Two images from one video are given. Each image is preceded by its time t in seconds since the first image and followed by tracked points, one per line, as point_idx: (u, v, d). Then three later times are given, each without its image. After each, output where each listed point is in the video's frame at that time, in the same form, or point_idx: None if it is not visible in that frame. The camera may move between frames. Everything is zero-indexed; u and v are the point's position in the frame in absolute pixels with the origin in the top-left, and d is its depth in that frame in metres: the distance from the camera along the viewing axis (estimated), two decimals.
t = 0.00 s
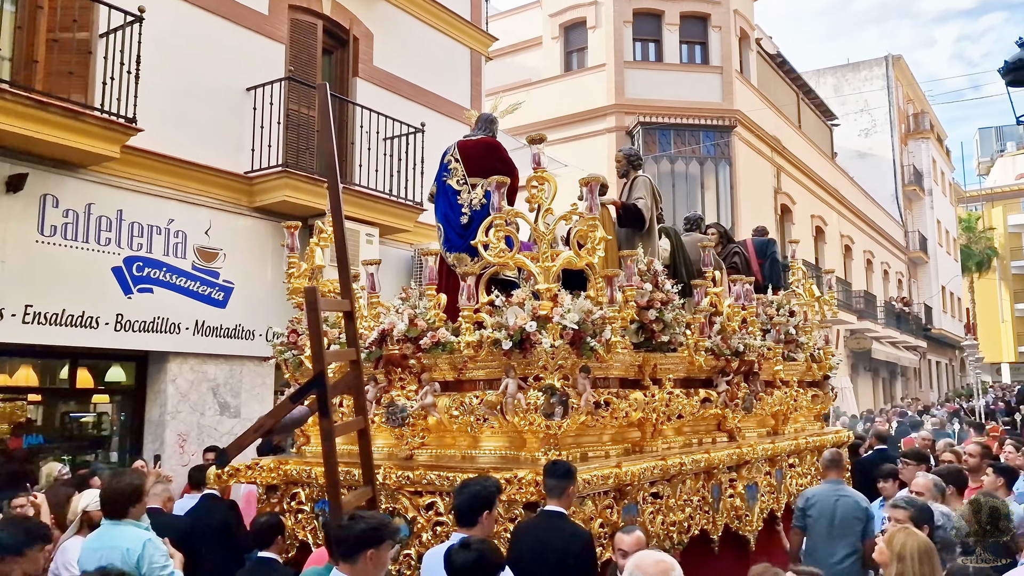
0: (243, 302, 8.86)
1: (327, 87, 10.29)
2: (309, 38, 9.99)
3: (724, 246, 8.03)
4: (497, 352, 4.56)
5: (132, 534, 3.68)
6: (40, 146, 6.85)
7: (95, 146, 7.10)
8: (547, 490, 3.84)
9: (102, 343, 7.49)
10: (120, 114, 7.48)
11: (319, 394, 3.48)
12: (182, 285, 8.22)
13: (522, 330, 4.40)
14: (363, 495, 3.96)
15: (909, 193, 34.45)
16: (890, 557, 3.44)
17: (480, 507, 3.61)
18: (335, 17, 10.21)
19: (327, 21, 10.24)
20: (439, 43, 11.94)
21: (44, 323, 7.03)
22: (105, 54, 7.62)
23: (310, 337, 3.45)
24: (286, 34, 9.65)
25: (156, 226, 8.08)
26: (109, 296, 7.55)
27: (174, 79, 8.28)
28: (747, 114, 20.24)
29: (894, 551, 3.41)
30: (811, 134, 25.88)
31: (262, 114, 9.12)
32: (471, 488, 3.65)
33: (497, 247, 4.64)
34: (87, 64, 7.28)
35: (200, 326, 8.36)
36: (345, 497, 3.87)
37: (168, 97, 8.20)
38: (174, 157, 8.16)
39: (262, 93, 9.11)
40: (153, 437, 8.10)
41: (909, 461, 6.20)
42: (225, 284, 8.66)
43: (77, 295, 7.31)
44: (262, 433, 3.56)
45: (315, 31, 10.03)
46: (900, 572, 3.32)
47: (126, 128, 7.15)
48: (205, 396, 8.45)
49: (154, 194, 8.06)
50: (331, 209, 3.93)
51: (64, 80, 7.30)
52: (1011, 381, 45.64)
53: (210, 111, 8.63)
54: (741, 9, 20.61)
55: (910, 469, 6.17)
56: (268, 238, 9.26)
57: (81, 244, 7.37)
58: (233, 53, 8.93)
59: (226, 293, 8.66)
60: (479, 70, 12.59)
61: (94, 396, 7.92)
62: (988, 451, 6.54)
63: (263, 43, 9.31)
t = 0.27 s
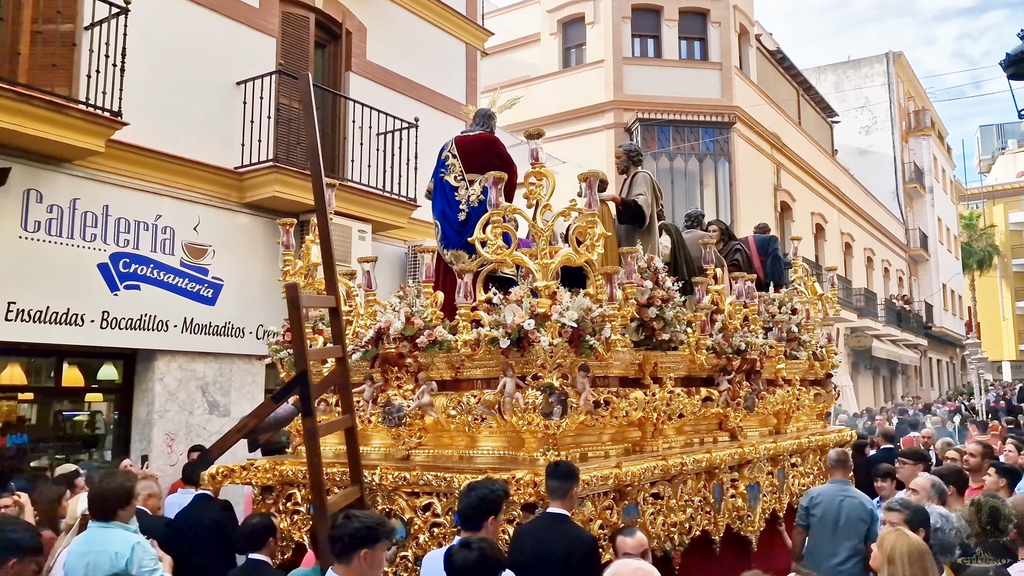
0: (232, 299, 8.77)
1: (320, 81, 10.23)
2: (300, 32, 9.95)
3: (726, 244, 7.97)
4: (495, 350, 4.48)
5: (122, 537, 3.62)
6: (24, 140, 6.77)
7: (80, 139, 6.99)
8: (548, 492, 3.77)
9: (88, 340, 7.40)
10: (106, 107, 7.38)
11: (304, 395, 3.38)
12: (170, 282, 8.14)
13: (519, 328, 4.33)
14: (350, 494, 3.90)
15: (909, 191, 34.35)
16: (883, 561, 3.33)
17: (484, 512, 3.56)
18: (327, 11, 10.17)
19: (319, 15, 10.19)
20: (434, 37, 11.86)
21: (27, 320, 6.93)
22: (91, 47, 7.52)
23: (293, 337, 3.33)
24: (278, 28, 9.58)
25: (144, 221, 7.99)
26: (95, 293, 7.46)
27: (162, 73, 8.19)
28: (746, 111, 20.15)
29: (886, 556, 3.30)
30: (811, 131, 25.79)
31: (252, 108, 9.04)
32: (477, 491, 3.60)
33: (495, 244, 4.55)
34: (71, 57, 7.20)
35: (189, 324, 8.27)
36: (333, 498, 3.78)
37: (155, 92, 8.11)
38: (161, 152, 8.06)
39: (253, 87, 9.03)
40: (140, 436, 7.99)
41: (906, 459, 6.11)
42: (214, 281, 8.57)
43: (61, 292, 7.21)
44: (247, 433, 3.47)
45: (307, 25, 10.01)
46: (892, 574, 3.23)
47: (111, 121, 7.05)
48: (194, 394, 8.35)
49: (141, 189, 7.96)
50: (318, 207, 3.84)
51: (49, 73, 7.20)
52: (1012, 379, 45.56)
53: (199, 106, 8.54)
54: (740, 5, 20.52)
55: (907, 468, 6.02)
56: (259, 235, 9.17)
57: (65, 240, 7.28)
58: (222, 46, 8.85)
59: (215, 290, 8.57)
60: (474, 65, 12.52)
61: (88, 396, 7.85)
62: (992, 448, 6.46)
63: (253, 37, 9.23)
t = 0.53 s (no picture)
0: (225, 297, 8.72)
1: (314, 77, 10.16)
2: (294, 27, 9.83)
3: (732, 242, 7.92)
4: (500, 349, 4.43)
5: (109, 539, 3.61)
6: (12, 135, 6.70)
7: (67, 135, 6.96)
8: (556, 493, 3.72)
9: (76, 339, 7.33)
10: (95, 102, 7.34)
11: (297, 393, 3.30)
12: (160, 280, 8.08)
13: (525, 327, 4.28)
14: (343, 497, 3.85)
15: (910, 189, 34.30)
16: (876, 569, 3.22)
17: (483, 514, 3.52)
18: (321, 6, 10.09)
19: (313, 10, 10.10)
20: (431, 33, 11.80)
21: (15, 319, 6.85)
22: (80, 41, 7.39)
23: (286, 334, 3.25)
24: (271, 22, 9.52)
25: (134, 219, 7.93)
26: (85, 291, 7.39)
27: (154, 68, 8.14)
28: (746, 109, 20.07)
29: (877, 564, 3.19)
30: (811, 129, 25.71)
31: (245, 104, 8.99)
32: (478, 493, 3.58)
33: (501, 242, 4.48)
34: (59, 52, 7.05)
35: (180, 322, 8.21)
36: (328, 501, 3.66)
37: (145, 88, 8.06)
38: (150, 148, 8.01)
39: (245, 83, 8.99)
40: (130, 437, 7.89)
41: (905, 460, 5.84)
42: (206, 279, 8.52)
43: (50, 290, 7.14)
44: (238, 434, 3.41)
45: (301, 20, 9.89)
46: None
47: (100, 117, 7.05)
48: (185, 394, 8.27)
49: (130, 186, 7.90)
50: (306, 204, 3.72)
51: (35, 67, 7.03)
52: (1013, 378, 45.50)
53: (191, 101, 8.50)
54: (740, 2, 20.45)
55: (905, 470, 5.75)
56: (252, 232, 9.12)
57: (53, 237, 7.20)
58: (214, 41, 8.79)
59: (207, 288, 8.52)
60: (471, 61, 12.47)
61: (82, 395, 7.84)
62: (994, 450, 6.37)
63: (245, 32, 9.18)
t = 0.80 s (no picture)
0: (217, 294, 8.66)
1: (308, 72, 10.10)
2: (289, 21, 9.77)
3: (739, 238, 7.85)
4: (507, 346, 4.37)
5: (97, 540, 3.55)
6: None
7: (56, 129, 6.87)
8: (565, 491, 3.66)
9: (65, 337, 7.24)
10: (84, 95, 7.25)
11: (295, 391, 3.19)
12: (151, 277, 8.01)
13: (533, 323, 4.21)
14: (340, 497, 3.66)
15: (911, 187, 34.24)
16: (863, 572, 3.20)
17: (478, 514, 3.50)
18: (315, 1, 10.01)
19: (307, 4, 10.03)
20: (428, 28, 11.73)
21: (3, 315, 6.78)
22: (69, 34, 7.34)
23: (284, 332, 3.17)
24: (265, 16, 9.45)
25: (124, 214, 7.87)
26: (74, 288, 7.32)
27: (144, 62, 8.07)
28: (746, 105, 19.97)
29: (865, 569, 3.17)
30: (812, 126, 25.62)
31: (237, 98, 8.92)
32: (474, 493, 3.56)
33: (508, 236, 4.41)
34: (46, 43, 7.04)
35: (171, 320, 8.14)
36: (324, 501, 3.49)
37: (136, 82, 8.00)
38: (141, 142, 7.93)
39: (238, 77, 8.92)
40: (120, 435, 7.85)
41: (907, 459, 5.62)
42: (197, 276, 8.46)
43: (38, 286, 7.06)
44: (231, 435, 3.27)
45: (296, 14, 9.84)
46: None
47: (89, 111, 6.94)
48: (176, 392, 8.22)
49: (120, 181, 7.83)
50: (301, 201, 3.66)
51: (23, 61, 7.00)
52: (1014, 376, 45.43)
53: (183, 96, 8.44)
54: None
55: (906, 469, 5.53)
56: (245, 228, 9.06)
57: (41, 232, 7.12)
58: (206, 35, 8.72)
59: (199, 285, 8.46)
60: (468, 56, 12.41)
61: (78, 393, 7.83)
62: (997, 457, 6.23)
63: (238, 26, 9.12)
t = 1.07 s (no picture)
0: (205, 290, 8.58)
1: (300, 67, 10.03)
2: (281, 16, 9.70)
3: (741, 234, 7.78)
4: (504, 343, 4.29)
5: (77, 540, 3.46)
6: None
7: (39, 122, 6.79)
8: (562, 491, 3.57)
9: (50, 334, 7.14)
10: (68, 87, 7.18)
11: (284, 388, 3.10)
12: (138, 272, 7.92)
13: (530, 320, 4.13)
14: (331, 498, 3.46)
15: (910, 186, 34.13)
16: None
17: (467, 513, 3.44)
18: None
19: None
20: (423, 23, 11.65)
21: None
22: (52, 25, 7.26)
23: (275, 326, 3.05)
24: (255, 9, 9.35)
25: (110, 209, 7.77)
26: (57, 284, 7.22)
27: (130, 54, 7.98)
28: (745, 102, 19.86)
29: None
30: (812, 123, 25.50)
31: (227, 92, 8.83)
32: (462, 493, 3.50)
33: (505, 231, 4.33)
34: (29, 34, 6.91)
35: (158, 317, 8.06)
36: (313, 502, 3.28)
37: (122, 74, 7.90)
38: (127, 136, 7.83)
39: (227, 70, 8.85)
40: (107, 434, 7.77)
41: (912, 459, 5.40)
42: (186, 272, 8.37)
43: (20, 282, 6.96)
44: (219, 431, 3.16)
45: (287, 8, 9.75)
46: None
47: (73, 104, 6.88)
48: (164, 390, 8.14)
49: (106, 175, 7.73)
50: (296, 194, 3.52)
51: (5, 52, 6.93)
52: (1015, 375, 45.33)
53: (172, 89, 8.35)
54: None
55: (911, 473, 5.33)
56: (234, 224, 8.97)
57: (24, 227, 7.02)
58: (193, 27, 8.64)
59: (187, 281, 8.37)
60: (463, 51, 12.33)
61: (70, 391, 7.79)
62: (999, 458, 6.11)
63: (227, 19, 9.03)
